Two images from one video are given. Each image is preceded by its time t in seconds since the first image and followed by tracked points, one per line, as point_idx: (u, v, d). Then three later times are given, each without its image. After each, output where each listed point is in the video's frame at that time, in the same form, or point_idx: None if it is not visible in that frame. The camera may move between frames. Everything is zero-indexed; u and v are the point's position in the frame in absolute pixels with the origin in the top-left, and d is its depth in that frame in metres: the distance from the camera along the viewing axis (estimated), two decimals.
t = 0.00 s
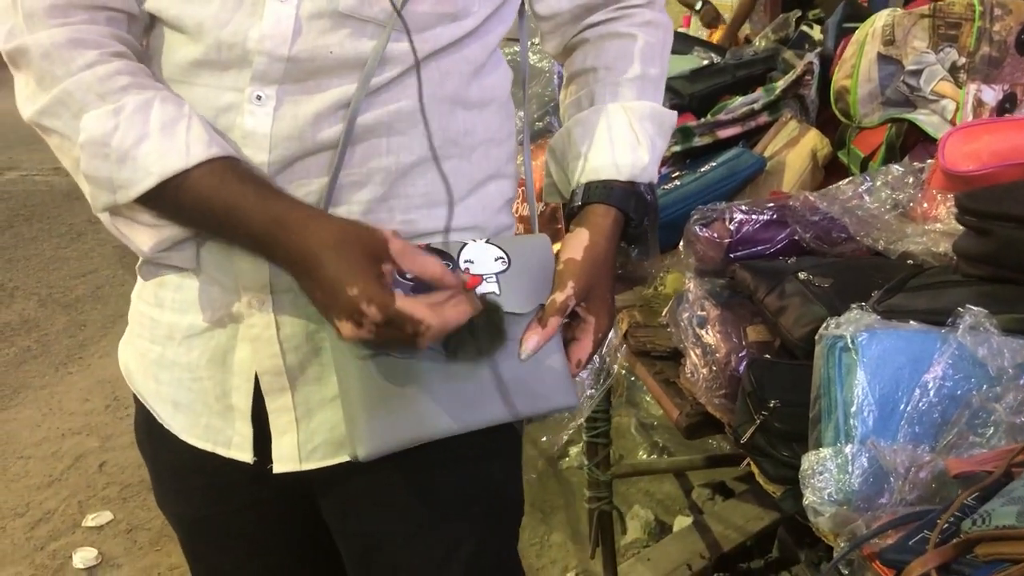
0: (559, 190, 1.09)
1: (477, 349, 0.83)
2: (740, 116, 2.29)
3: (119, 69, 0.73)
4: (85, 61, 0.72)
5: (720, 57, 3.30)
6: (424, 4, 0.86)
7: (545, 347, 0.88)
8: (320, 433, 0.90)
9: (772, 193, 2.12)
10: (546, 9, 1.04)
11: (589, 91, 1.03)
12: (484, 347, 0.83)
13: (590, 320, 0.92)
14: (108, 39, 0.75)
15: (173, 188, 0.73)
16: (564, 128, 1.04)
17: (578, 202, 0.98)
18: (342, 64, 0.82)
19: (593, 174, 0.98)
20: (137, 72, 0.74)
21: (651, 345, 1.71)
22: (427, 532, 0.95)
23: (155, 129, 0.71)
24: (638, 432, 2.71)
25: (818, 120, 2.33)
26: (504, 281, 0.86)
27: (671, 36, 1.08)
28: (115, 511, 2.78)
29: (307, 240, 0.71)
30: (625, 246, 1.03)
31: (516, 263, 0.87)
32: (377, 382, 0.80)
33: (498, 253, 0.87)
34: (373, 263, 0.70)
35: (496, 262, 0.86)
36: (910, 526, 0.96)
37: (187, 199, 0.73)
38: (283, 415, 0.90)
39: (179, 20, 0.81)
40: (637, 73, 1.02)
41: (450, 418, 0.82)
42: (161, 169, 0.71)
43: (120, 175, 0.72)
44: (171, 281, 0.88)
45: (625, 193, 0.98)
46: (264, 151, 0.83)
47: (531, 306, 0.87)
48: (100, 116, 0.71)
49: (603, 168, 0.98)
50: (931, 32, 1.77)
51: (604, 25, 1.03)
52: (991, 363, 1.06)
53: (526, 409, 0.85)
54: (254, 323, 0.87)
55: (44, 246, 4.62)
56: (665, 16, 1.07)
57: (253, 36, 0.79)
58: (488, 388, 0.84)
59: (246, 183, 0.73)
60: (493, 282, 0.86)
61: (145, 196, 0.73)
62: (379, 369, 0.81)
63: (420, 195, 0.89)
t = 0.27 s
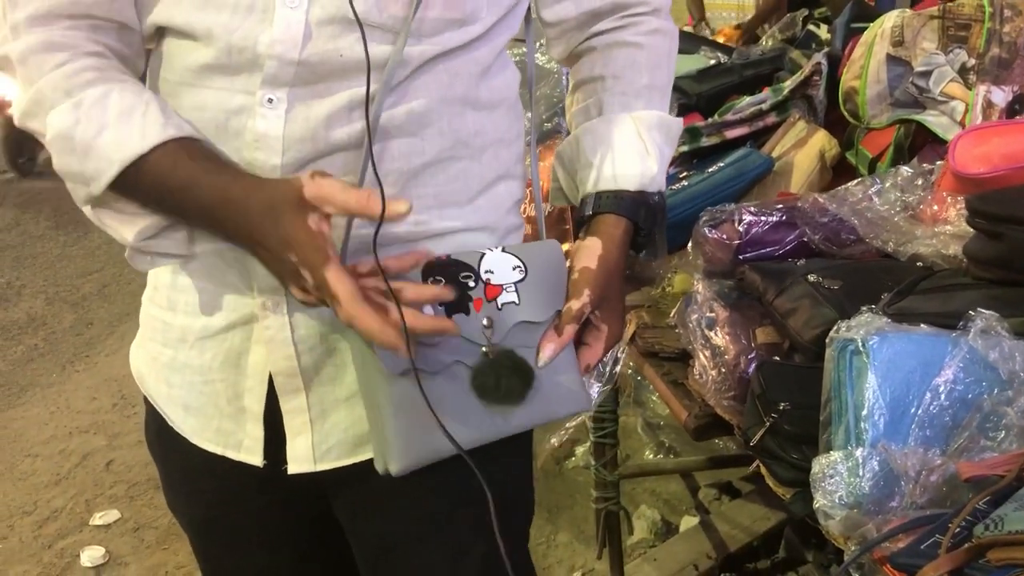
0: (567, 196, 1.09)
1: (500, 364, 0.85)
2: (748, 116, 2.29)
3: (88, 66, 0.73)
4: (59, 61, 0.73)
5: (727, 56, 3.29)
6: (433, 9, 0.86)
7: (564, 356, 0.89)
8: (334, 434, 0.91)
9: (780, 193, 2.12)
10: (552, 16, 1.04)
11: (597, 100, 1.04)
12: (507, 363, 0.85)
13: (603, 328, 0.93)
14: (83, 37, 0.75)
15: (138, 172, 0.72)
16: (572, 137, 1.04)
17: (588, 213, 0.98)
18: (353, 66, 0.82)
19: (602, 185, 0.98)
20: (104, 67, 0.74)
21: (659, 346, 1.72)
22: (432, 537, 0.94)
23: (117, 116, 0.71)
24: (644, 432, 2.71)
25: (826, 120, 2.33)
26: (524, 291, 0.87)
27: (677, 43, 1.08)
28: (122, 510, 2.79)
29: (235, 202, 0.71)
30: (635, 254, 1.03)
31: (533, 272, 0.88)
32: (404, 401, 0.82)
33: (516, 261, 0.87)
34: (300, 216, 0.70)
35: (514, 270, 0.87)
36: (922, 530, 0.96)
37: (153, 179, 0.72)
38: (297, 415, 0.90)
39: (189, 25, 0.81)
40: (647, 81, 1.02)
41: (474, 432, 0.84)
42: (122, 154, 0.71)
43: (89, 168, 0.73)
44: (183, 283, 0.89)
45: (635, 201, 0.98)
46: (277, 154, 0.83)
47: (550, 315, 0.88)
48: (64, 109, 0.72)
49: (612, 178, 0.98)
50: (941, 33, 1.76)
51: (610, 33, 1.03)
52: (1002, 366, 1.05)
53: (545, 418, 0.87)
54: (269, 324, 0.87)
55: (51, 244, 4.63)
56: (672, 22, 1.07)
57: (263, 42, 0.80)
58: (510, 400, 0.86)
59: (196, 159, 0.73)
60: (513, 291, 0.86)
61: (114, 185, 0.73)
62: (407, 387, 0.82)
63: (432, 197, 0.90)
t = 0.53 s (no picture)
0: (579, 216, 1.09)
1: (519, 368, 0.86)
2: (755, 119, 2.29)
3: (48, 82, 0.80)
4: (25, 80, 0.79)
5: (733, 58, 3.30)
6: (440, 18, 0.85)
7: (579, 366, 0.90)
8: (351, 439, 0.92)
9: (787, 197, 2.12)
10: (553, 25, 1.03)
11: (604, 120, 1.04)
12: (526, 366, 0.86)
13: (623, 342, 0.93)
14: (52, 55, 0.81)
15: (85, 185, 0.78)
16: (581, 158, 1.04)
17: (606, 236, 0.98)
18: (364, 79, 0.83)
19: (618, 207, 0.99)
20: (65, 83, 0.80)
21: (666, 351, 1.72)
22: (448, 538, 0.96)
23: (66, 132, 0.78)
24: (650, 434, 2.71)
25: (832, 123, 2.33)
26: (538, 297, 0.88)
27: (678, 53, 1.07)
28: (129, 510, 2.80)
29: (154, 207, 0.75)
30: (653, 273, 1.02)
31: (548, 278, 0.90)
32: (426, 406, 0.82)
33: (528, 269, 0.89)
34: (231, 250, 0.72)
35: (528, 277, 0.89)
36: (929, 538, 0.95)
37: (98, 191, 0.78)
38: (315, 422, 0.91)
39: (199, 42, 0.82)
40: (654, 93, 1.02)
41: (496, 441, 0.84)
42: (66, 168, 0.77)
43: (48, 180, 0.79)
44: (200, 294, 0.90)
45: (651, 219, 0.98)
46: (293, 167, 0.84)
47: (565, 318, 0.89)
48: (25, 125, 0.79)
49: (627, 200, 0.98)
50: (948, 37, 1.76)
51: (613, 53, 1.03)
52: (1010, 374, 1.04)
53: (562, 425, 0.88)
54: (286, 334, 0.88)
55: (58, 244, 4.65)
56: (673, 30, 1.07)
57: (274, 56, 0.80)
58: (529, 406, 0.86)
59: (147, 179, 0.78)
60: (527, 298, 0.88)
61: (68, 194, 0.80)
62: (427, 393, 0.82)
63: (444, 204, 0.90)
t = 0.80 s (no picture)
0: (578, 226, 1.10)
1: (615, 333, 0.83)
2: (759, 125, 2.30)
3: (49, 97, 0.90)
4: (38, 97, 0.91)
5: (738, 62, 3.30)
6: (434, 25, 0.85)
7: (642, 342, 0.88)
8: (350, 454, 0.94)
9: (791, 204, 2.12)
10: (551, 36, 1.04)
11: (603, 129, 1.04)
12: (619, 329, 0.83)
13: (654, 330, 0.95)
14: (62, 74, 0.92)
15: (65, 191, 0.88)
16: (580, 167, 1.05)
17: (607, 243, 1.00)
18: (360, 89, 0.83)
19: (617, 216, 1.00)
20: (64, 98, 0.91)
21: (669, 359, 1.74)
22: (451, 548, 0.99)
23: (52, 141, 0.88)
24: (654, 438, 2.71)
25: (836, 130, 2.33)
26: (578, 278, 0.88)
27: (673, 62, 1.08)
28: (134, 513, 2.81)
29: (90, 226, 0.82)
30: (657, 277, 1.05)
31: (577, 267, 0.90)
32: (543, 378, 0.77)
33: (559, 261, 0.90)
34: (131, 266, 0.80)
35: (560, 266, 0.89)
36: (928, 552, 0.94)
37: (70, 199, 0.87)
38: (313, 436, 0.93)
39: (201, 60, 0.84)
40: (651, 105, 1.03)
41: (621, 408, 0.80)
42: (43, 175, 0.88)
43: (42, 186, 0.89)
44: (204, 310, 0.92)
45: (651, 230, 1.01)
46: (293, 180, 0.84)
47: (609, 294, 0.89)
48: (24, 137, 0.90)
49: (625, 208, 1.00)
50: (951, 46, 1.75)
51: (611, 61, 1.04)
52: (1009, 389, 1.05)
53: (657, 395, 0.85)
54: (287, 349, 0.90)
55: (65, 246, 4.67)
56: (667, 38, 1.07)
57: (271, 70, 0.81)
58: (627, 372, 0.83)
59: (106, 188, 0.87)
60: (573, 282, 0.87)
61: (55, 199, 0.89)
62: (537, 366, 0.78)
63: (444, 217, 0.89)
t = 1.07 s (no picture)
0: (575, 231, 1.11)
1: (593, 330, 0.83)
2: (759, 131, 2.31)
3: (49, 107, 0.93)
4: (39, 110, 0.94)
5: (740, 67, 3.32)
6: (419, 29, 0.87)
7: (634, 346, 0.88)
8: (348, 462, 0.95)
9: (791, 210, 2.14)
10: (542, 41, 1.06)
11: (596, 134, 1.06)
12: (599, 326, 0.83)
13: (649, 331, 0.96)
14: (65, 87, 0.94)
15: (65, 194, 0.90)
16: (575, 171, 1.07)
17: (601, 246, 1.01)
18: (344, 92, 0.84)
19: (609, 218, 1.01)
20: (63, 106, 0.93)
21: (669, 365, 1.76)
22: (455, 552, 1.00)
23: (49, 147, 0.90)
24: (656, 441, 2.72)
25: (836, 137, 2.34)
26: (567, 278, 0.90)
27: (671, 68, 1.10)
28: (139, 515, 2.83)
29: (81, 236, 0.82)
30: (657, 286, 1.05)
31: (565, 268, 0.92)
32: (505, 370, 0.78)
33: (548, 261, 0.92)
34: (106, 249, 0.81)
35: (548, 266, 0.91)
36: (920, 561, 0.95)
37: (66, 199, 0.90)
38: (308, 445, 0.94)
39: (191, 70, 0.85)
40: (642, 110, 1.04)
41: (595, 404, 0.79)
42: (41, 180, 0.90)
43: (40, 192, 0.91)
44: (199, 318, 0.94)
45: (648, 235, 1.01)
46: (282, 185, 0.85)
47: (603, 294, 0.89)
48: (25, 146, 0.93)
49: (619, 210, 1.01)
50: (949, 54, 1.78)
51: (605, 66, 1.06)
52: (1001, 400, 1.06)
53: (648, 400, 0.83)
54: (280, 355, 0.91)
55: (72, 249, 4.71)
56: (663, 47, 1.09)
57: (257, 76, 0.83)
58: (609, 372, 0.83)
59: (97, 185, 0.89)
60: (559, 281, 0.89)
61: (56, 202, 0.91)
62: (503, 359, 0.79)
63: (434, 223, 0.91)
